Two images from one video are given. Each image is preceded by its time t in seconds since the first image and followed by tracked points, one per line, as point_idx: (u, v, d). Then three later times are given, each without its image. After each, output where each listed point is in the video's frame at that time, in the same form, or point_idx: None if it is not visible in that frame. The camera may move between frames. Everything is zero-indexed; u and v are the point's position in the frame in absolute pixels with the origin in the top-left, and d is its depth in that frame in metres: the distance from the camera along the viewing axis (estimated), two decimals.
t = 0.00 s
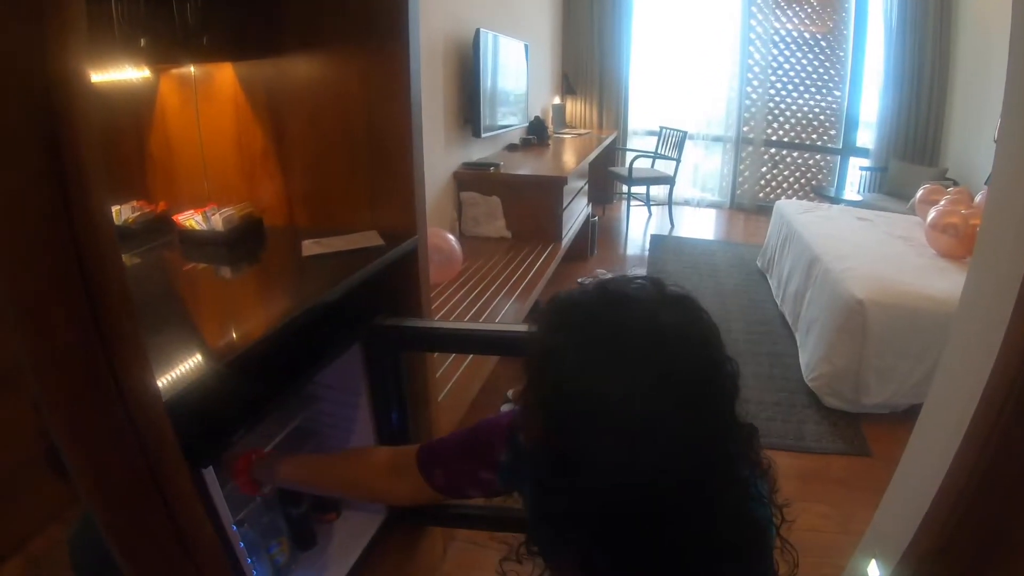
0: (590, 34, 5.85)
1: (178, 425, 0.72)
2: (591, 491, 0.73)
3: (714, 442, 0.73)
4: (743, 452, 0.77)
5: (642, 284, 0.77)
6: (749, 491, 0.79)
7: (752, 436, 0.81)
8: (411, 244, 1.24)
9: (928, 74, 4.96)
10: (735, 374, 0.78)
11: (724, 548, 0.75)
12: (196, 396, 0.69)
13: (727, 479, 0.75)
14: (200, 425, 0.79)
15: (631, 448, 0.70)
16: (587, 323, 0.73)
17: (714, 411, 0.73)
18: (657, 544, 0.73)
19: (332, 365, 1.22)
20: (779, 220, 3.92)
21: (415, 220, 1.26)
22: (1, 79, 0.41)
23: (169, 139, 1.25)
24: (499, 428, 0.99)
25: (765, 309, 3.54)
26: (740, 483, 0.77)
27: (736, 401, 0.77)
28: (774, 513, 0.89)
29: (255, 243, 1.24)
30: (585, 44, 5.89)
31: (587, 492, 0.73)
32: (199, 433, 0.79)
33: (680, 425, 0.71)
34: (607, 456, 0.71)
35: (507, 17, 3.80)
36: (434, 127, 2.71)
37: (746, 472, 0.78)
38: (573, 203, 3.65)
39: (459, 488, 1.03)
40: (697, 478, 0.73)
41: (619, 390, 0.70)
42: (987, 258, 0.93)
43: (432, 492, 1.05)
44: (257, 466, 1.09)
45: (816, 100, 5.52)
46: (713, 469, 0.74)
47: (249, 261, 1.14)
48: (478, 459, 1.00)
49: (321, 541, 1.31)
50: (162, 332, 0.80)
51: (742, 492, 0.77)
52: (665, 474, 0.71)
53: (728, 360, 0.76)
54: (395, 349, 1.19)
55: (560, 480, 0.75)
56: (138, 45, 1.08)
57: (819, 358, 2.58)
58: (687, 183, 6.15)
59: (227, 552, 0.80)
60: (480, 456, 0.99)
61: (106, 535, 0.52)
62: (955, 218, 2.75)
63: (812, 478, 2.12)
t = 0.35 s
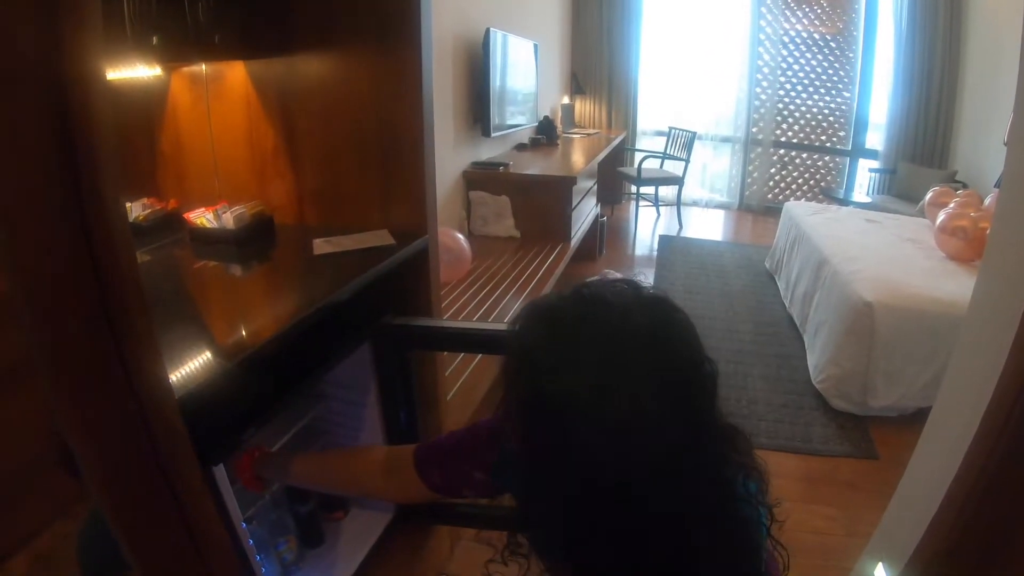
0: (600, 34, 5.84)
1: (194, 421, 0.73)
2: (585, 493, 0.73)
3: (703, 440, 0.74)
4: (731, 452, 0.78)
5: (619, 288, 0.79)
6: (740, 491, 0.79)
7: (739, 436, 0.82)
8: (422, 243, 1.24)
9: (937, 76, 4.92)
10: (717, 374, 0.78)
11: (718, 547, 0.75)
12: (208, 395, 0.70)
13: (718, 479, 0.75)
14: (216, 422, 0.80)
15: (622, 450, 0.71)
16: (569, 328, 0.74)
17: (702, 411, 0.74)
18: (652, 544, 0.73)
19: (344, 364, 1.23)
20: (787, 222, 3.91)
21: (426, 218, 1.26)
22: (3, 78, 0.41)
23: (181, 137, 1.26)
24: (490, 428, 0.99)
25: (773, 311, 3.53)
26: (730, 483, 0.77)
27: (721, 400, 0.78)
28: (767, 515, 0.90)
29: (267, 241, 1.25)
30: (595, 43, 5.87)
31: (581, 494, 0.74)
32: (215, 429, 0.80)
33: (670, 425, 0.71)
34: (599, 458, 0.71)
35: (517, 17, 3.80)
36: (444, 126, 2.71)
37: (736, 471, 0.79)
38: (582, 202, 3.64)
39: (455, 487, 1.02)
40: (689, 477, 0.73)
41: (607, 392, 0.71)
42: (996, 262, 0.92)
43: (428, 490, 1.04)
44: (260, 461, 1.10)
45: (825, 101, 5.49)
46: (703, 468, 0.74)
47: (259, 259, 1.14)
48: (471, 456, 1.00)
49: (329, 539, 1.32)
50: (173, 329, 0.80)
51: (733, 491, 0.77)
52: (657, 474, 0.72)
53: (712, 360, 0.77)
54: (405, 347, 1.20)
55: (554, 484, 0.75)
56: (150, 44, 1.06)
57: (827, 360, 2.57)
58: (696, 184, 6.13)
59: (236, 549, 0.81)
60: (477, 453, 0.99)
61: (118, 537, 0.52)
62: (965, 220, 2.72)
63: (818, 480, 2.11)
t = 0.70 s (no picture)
0: (606, 35, 5.83)
1: (199, 421, 0.73)
2: (588, 496, 0.73)
3: (706, 445, 0.73)
4: (734, 457, 0.78)
5: (621, 296, 0.79)
6: (741, 497, 0.79)
7: (742, 441, 0.82)
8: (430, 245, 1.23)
9: (945, 76, 4.88)
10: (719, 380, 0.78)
11: (719, 552, 0.75)
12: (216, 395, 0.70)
13: (720, 484, 0.75)
14: (222, 422, 0.80)
15: (626, 453, 0.70)
16: (572, 333, 0.74)
17: (705, 416, 0.73)
18: (654, 549, 0.73)
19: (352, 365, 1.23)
20: (794, 223, 3.88)
21: (433, 220, 1.26)
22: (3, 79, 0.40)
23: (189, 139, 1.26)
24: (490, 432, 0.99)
25: (781, 312, 3.51)
26: (733, 489, 0.77)
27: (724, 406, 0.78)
28: (769, 520, 0.89)
29: (274, 241, 1.25)
30: (601, 44, 5.87)
31: (584, 497, 0.73)
32: (221, 430, 0.80)
33: (674, 429, 0.71)
34: (604, 463, 0.71)
35: (524, 18, 3.80)
36: (450, 127, 2.71)
37: (738, 476, 0.78)
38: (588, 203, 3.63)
39: (464, 490, 1.02)
40: (691, 482, 0.73)
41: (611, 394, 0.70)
42: (1005, 265, 0.91)
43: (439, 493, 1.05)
44: (284, 459, 1.16)
45: (832, 102, 5.46)
46: (705, 472, 0.74)
47: (266, 259, 1.14)
48: (475, 460, 1.00)
49: (336, 539, 1.32)
50: (181, 329, 0.81)
51: (735, 496, 0.77)
52: (659, 478, 0.71)
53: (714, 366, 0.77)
54: (412, 348, 1.20)
55: (557, 487, 0.75)
56: (157, 44, 1.07)
57: (834, 362, 2.55)
58: (703, 184, 6.11)
59: (246, 548, 0.81)
60: (483, 456, 0.99)
61: (127, 542, 0.52)
62: (972, 222, 2.70)
63: (826, 482, 2.10)
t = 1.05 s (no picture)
0: (609, 34, 5.82)
1: (205, 420, 0.73)
2: (590, 495, 0.72)
3: (707, 444, 0.73)
4: (736, 456, 0.78)
5: (620, 297, 0.78)
6: (743, 495, 0.79)
7: (743, 442, 0.81)
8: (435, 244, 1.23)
9: (948, 74, 4.87)
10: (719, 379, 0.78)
11: (720, 552, 0.74)
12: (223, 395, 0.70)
13: (723, 482, 0.75)
14: (225, 421, 0.80)
15: (627, 452, 0.70)
16: (574, 333, 0.73)
17: (707, 416, 0.73)
18: (654, 547, 0.73)
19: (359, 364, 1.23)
20: (798, 222, 3.87)
21: (438, 219, 1.26)
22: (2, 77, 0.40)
23: (193, 139, 1.26)
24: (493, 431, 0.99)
25: (785, 312, 3.49)
26: (735, 488, 0.77)
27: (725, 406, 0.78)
28: (770, 520, 0.89)
29: (278, 241, 1.25)
30: (604, 43, 5.86)
31: (585, 496, 0.73)
32: (223, 428, 0.80)
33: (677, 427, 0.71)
34: (610, 463, 0.70)
35: (526, 17, 3.79)
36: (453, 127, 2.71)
37: (740, 476, 0.78)
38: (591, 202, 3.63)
39: (465, 487, 1.02)
40: (693, 480, 0.73)
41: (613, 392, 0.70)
42: (1009, 264, 0.91)
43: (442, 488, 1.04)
44: (288, 450, 1.15)
45: (835, 100, 5.44)
46: (706, 473, 0.73)
47: (271, 259, 1.14)
48: (478, 458, 0.99)
49: (340, 538, 1.33)
50: (185, 329, 0.80)
51: (737, 495, 0.77)
52: (662, 476, 0.71)
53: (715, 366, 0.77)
54: (417, 347, 1.20)
55: (557, 485, 0.75)
56: (161, 45, 1.07)
57: (839, 361, 2.54)
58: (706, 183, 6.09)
59: (250, 548, 0.81)
60: (487, 454, 0.98)
61: (132, 542, 0.52)
62: (976, 221, 2.69)
63: (831, 482, 2.09)
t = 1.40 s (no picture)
0: (608, 33, 5.82)
1: (204, 419, 0.73)
2: (596, 491, 0.74)
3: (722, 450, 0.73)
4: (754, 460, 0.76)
5: (644, 297, 0.79)
6: (762, 500, 0.77)
7: (768, 450, 0.80)
8: (435, 242, 1.23)
9: (947, 72, 4.87)
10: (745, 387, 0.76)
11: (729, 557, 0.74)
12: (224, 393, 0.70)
13: (736, 484, 0.74)
14: (225, 421, 0.80)
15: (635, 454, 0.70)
16: (591, 335, 0.75)
17: (720, 416, 0.73)
18: (661, 552, 0.72)
19: (358, 363, 1.23)
20: (798, 220, 3.87)
21: (438, 218, 1.26)
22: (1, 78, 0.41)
23: (194, 139, 1.27)
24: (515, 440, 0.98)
25: (784, 310, 3.50)
26: (752, 491, 0.75)
27: (749, 414, 0.76)
28: (790, 525, 0.88)
29: (277, 241, 1.25)
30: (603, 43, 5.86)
31: (591, 492, 0.74)
32: (224, 426, 0.80)
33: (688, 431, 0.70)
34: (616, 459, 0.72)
35: (525, 16, 3.79)
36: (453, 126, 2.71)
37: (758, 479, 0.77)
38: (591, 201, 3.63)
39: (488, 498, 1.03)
40: (703, 480, 0.72)
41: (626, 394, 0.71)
42: (1009, 261, 0.91)
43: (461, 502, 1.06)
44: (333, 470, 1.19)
45: (834, 98, 5.44)
46: (718, 476, 0.73)
47: (271, 258, 1.14)
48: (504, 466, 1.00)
49: (341, 537, 1.33)
50: (185, 328, 0.81)
51: (753, 498, 0.76)
52: (669, 475, 0.71)
53: (738, 372, 0.76)
54: (415, 347, 1.20)
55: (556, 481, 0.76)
56: (160, 44, 1.07)
57: (839, 359, 2.54)
58: (706, 182, 6.10)
59: (251, 545, 0.81)
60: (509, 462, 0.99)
61: (134, 542, 0.53)
62: (976, 218, 2.69)
63: (831, 479, 2.10)
